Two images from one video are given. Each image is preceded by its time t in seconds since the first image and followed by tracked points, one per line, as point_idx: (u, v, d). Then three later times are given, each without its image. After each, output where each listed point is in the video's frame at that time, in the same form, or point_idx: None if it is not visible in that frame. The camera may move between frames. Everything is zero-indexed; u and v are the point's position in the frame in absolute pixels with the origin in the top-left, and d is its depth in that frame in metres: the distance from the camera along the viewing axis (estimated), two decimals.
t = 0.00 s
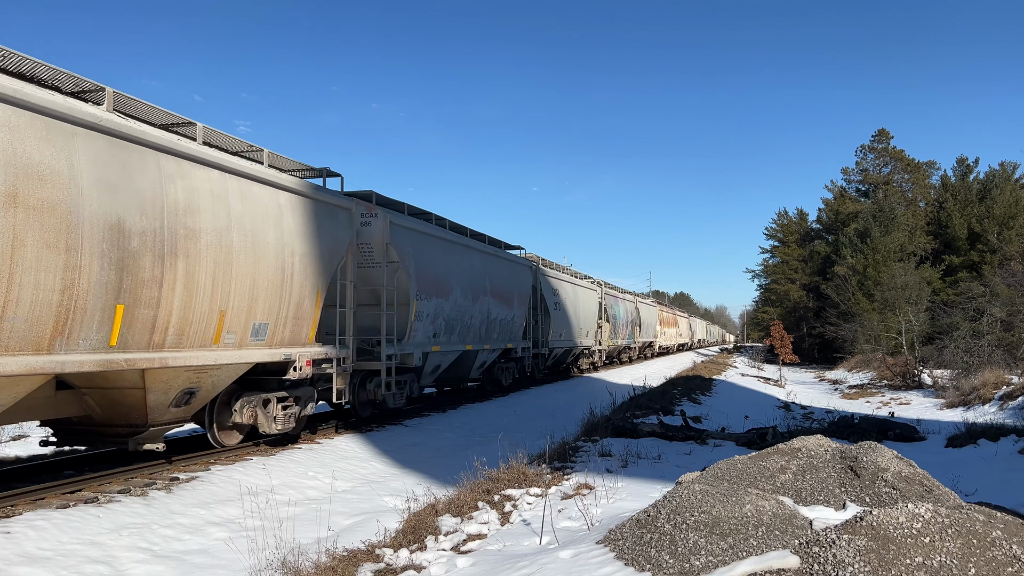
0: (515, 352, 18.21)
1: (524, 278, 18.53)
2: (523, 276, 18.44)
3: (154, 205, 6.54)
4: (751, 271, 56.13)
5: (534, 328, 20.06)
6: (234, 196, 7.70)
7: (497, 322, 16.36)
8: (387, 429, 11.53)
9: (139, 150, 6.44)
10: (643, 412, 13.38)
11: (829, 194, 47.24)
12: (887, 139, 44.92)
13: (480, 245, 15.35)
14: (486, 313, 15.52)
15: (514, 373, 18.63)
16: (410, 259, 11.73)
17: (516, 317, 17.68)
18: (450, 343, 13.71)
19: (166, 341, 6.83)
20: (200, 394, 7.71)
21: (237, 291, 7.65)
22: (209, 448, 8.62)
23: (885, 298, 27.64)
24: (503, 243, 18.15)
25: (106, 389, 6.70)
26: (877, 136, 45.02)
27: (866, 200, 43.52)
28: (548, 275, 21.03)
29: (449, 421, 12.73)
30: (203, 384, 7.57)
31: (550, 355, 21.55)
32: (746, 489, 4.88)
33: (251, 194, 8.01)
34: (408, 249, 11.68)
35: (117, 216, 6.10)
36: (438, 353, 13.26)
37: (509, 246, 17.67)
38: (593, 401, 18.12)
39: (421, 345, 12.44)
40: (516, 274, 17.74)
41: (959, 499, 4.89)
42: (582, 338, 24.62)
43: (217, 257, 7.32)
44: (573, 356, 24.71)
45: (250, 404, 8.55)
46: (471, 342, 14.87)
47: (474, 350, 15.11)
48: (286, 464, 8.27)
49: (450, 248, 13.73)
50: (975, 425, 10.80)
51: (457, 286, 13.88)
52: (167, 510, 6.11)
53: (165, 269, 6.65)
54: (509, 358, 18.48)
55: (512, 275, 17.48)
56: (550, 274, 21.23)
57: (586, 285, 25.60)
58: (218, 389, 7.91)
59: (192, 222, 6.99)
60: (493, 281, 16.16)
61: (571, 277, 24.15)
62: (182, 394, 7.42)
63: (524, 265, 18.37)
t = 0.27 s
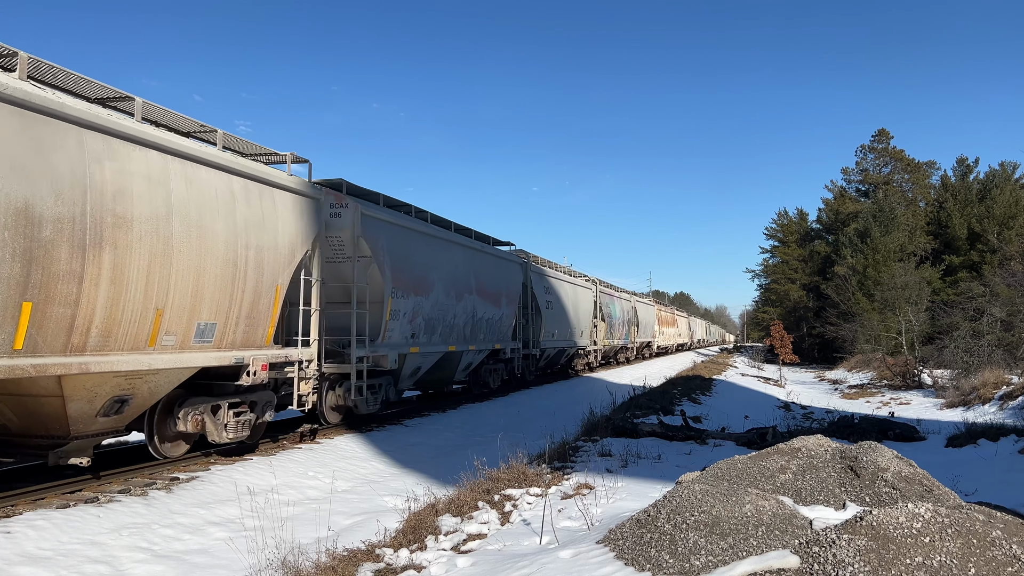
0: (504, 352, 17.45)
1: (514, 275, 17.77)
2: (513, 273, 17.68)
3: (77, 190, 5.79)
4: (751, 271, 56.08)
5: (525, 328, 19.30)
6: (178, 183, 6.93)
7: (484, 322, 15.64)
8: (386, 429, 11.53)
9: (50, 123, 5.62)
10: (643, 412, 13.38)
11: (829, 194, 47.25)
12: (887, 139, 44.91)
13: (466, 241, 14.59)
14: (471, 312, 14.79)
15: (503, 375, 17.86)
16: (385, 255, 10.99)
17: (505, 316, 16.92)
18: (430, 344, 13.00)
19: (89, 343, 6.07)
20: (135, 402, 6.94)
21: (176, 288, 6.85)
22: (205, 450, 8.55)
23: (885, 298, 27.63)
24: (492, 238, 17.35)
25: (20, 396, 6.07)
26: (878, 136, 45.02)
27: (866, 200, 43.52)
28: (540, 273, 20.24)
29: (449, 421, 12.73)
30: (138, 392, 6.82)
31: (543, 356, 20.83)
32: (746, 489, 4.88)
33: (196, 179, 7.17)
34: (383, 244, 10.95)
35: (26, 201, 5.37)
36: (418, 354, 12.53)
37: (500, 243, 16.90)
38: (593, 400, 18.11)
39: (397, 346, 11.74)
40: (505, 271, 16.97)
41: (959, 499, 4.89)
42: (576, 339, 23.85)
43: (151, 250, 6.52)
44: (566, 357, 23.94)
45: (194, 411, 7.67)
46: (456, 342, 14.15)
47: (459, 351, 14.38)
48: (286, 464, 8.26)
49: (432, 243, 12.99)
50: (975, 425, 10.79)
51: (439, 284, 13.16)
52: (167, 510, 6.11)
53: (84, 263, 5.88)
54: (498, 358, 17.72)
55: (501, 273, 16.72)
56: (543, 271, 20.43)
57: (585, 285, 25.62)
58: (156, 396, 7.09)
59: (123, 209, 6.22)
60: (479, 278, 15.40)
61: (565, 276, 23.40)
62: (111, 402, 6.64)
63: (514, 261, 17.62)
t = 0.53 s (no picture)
0: (489, 353, 16.58)
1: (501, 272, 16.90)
2: (500, 270, 16.80)
3: None
4: (751, 271, 56.02)
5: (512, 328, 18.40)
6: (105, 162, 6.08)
7: (468, 321, 14.80)
8: (386, 429, 11.54)
9: None
10: (643, 412, 13.39)
11: (829, 194, 47.24)
12: (887, 139, 44.92)
13: (448, 235, 13.73)
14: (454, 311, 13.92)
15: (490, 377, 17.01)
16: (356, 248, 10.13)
17: (490, 315, 16.07)
18: (407, 345, 12.15)
19: None
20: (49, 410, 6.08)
21: (94, 281, 5.98)
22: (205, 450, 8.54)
23: (885, 298, 27.63)
24: (479, 233, 16.47)
25: None
26: (877, 136, 45.02)
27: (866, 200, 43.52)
28: (531, 270, 19.37)
29: (449, 421, 12.73)
30: (53, 400, 5.96)
31: (534, 356, 20.02)
32: (746, 489, 4.88)
33: (126, 158, 6.30)
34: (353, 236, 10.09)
35: None
36: (395, 357, 11.73)
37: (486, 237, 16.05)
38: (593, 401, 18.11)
39: (371, 348, 10.92)
40: (490, 268, 16.11)
41: (959, 500, 4.89)
42: (570, 340, 23.05)
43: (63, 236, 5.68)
44: (559, 358, 23.17)
45: (124, 421, 6.72)
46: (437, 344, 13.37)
47: (439, 353, 13.52)
48: (286, 463, 8.27)
49: (410, 237, 12.12)
50: (975, 425, 10.79)
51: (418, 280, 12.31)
52: (167, 510, 6.11)
53: None
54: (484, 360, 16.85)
55: (486, 269, 15.86)
56: (533, 268, 19.56)
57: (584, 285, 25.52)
58: (78, 404, 6.22)
59: (30, 191, 5.41)
60: (463, 275, 14.53)
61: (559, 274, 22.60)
62: (19, 411, 5.81)
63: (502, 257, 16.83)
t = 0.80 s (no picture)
0: (475, 354, 15.84)
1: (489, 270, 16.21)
2: (487, 268, 16.09)
3: None
4: (751, 271, 56.00)
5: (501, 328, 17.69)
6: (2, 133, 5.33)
7: (451, 320, 14.10)
8: (386, 429, 11.54)
9: None
10: (643, 412, 13.39)
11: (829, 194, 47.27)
12: (887, 139, 44.93)
13: (430, 228, 13.04)
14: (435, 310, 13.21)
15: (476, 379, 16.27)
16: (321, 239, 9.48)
17: (475, 314, 15.35)
18: (382, 345, 11.45)
19: None
20: None
21: None
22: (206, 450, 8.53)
23: (885, 298, 27.64)
24: (467, 229, 15.76)
25: None
26: (877, 136, 45.01)
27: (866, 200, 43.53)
28: (522, 268, 18.69)
29: (449, 421, 12.72)
30: None
31: (525, 357, 19.36)
32: (745, 489, 4.88)
33: (30, 132, 5.56)
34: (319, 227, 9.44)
35: None
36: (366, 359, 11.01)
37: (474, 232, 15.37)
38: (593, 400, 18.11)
39: (339, 349, 10.21)
40: (477, 265, 15.40)
41: (959, 499, 4.89)
42: (563, 341, 22.38)
43: None
44: (553, 359, 22.55)
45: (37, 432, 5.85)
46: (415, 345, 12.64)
47: (418, 354, 12.80)
48: (286, 464, 8.27)
49: (386, 230, 11.45)
50: (975, 425, 10.80)
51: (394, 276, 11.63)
52: (166, 510, 6.11)
53: None
54: (469, 361, 16.11)
55: (472, 266, 15.16)
56: (525, 267, 18.88)
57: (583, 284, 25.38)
58: None
59: None
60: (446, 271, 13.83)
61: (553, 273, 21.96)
62: None
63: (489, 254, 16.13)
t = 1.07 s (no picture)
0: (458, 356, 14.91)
1: (474, 267, 15.34)
2: (472, 264, 15.22)
3: None
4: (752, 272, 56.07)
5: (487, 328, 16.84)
6: None
7: (431, 319, 13.17)
8: (386, 429, 11.54)
9: None
10: (643, 412, 13.39)
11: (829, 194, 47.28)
12: (887, 139, 44.94)
13: (408, 220, 12.17)
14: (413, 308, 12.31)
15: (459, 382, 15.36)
16: (280, 229, 8.63)
17: (458, 313, 14.44)
18: (352, 345, 10.52)
19: None
20: None
21: None
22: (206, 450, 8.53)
23: (885, 298, 27.63)
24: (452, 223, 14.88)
25: None
26: (877, 136, 44.99)
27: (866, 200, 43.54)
28: (510, 266, 17.84)
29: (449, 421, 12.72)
30: None
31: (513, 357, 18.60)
32: (745, 489, 4.88)
33: None
34: (277, 215, 8.59)
35: None
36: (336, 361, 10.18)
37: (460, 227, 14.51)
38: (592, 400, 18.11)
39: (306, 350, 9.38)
40: (460, 261, 14.52)
41: (959, 499, 4.89)
42: (555, 342, 21.63)
43: None
44: (544, 360, 21.90)
45: None
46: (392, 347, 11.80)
47: (394, 354, 11.91)
48: (286, 464, 8.26)
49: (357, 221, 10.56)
50: (975, 425, 10.79)
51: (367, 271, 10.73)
52: (166, 510, 6.10)
53: None
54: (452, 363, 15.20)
55: (455, 262, 14.25)
56: (513, 264, 18.05)
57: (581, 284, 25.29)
58: None
59: None
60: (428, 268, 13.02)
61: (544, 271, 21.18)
62: None
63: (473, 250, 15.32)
